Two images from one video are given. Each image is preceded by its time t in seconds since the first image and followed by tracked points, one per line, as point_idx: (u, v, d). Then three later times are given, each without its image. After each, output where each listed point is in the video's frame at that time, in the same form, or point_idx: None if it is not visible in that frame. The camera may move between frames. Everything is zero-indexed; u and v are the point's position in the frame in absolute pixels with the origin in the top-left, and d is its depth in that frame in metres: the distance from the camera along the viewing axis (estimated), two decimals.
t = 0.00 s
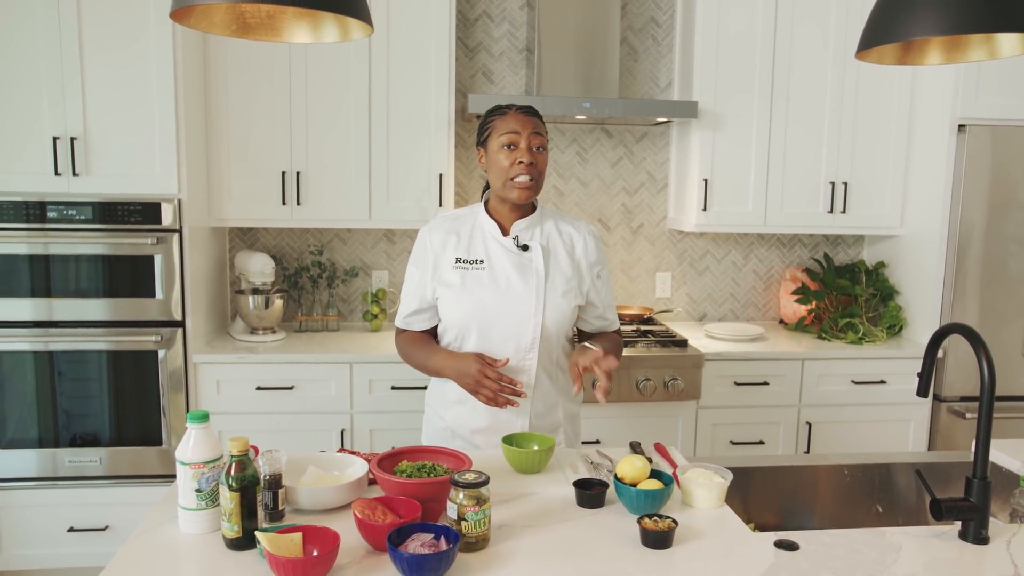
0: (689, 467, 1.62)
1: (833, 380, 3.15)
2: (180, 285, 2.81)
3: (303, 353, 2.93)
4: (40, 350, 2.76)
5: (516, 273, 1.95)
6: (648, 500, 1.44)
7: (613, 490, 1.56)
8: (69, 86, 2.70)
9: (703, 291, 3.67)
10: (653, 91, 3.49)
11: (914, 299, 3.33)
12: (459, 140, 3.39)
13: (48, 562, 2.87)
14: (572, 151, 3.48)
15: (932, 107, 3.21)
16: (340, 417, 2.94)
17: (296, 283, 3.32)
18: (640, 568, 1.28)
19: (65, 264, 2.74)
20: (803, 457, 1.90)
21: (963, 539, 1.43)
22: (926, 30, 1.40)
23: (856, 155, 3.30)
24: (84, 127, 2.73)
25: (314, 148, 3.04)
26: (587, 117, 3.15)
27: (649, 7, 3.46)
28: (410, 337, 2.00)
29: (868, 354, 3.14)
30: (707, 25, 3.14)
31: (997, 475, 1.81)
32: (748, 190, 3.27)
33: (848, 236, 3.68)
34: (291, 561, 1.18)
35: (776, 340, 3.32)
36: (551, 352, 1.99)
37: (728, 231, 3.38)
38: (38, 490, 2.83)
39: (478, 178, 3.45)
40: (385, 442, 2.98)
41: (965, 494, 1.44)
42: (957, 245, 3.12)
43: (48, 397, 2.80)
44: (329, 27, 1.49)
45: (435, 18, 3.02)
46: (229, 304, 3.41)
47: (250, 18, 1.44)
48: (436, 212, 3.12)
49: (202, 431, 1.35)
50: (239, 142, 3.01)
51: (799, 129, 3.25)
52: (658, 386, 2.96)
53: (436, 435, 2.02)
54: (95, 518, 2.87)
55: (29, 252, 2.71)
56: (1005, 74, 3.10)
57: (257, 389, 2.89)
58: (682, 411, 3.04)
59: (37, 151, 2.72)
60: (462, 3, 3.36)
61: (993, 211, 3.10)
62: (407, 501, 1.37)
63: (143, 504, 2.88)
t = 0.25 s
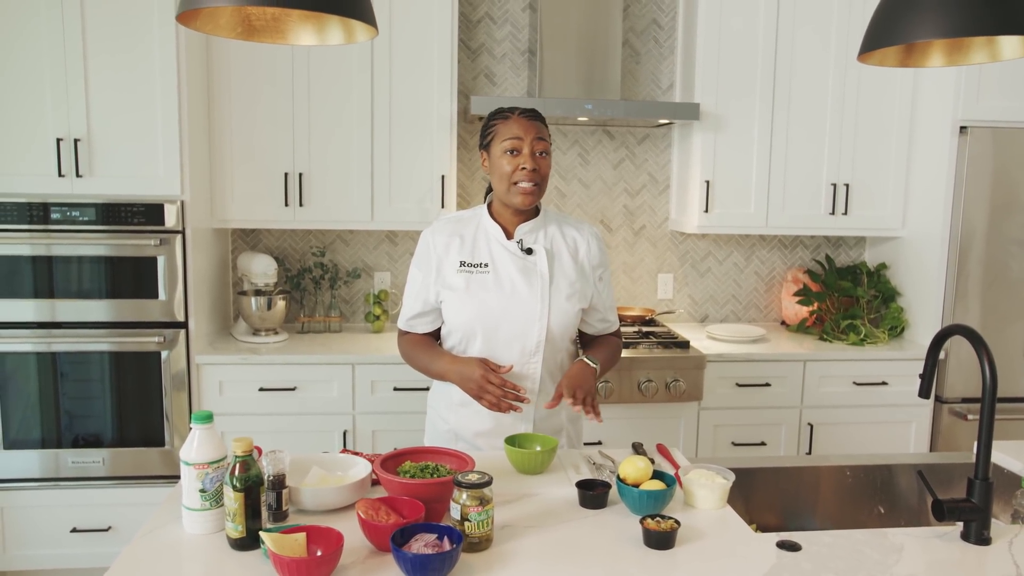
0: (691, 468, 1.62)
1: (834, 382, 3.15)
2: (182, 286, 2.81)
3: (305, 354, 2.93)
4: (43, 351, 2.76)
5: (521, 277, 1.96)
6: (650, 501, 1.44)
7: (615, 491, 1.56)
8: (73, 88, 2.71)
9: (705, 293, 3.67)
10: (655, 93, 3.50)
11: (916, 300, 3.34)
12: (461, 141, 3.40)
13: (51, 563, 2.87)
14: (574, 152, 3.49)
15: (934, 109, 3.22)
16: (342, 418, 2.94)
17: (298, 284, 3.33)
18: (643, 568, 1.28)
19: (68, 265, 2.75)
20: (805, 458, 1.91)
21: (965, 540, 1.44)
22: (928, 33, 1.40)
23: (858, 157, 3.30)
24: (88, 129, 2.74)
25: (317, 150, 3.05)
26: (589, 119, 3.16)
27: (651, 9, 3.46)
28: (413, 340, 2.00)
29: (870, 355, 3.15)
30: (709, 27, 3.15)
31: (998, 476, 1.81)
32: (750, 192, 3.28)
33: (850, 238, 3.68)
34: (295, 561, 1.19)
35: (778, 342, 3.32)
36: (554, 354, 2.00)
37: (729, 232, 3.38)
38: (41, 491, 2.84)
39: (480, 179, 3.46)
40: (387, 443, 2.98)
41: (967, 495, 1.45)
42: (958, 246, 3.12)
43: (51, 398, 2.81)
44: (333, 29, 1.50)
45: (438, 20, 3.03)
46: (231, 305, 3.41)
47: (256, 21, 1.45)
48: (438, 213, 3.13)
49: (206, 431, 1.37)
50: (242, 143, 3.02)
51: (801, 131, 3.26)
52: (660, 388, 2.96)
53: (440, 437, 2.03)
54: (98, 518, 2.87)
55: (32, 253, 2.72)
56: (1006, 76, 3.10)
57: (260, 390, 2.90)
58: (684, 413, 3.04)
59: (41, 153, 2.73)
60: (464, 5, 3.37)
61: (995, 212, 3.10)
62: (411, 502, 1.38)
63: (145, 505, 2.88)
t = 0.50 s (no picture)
0: (692, 467, 1.63)
1: (835, 382, 3.16)
2: (184, 286, 2.82)
3: (307, 353, 2.94)
4: (44, 350, 2.77)
5: (524, 275, 1.96)
6: (652, 500, 1.44)
7: (617, 489, 1.56)
8: (75, 88, 2.72)
9: (706, 292, 3.68)
10: (655, 92, 3.50)
11: (916, 300, 3.34)
12: (462, 141, 3.40)
13: (53, 561, 2.88)
14: (575, 152, 3.49)
15: (934, 109, 3.22)
16: (343, 417, 2.94)
17: (299, 283, 3.33)
18: (645, 566, 1.29)
19: (70, 264, 2.75)
20: (806, 457, 1.91)
21: (966, 539, 1.44)
22: (930, 33, 1.41)
23: (859, 156, 3.31)
24: (90, 128, 2.74)
25: (318, 149, 3.05)
26: (589, 119, 3.16)
27: (652, 9, 3.47)
28: (415, 340, 2.00)
29: (871, 355, 3.15)
30: (710, 27, 3.15)
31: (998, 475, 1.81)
32: (751, 192, 3.28)
33: (850, 238, 3.68)
34: (298, 559, 1.19)
35: (778, 341, 3.33)
36: (558, 351, 2.01)
37: (730, 232, 3.38)
38: (42, 489, 2.84)
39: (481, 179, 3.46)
40: (388, 441, 2.99)
41: (967, 494, 1.45)
42: (959, 246, 3.12)
43: (53, 397, 2.81)
44: (337, 29, 1.50)
45: (439, 19, 3.03)
46: (233, 305, 3.42)
47: (260, 20, 1.45)
48: (439, 213, 3.13)
49: (209, 430, 1.38)
50: (243, 143, 3.02)
51: (801, 131, 3.26)
52: (661, 387, 2.97)
53: (442, 436, 2.03)
54: (100, 517, 2.88)
55: (34, 252, 2.73)
56: (1007, 76, 3.10)
57: (261, 389, 2.90)
58: (684, 412, 3.05)
59: (42, 152, 2.73)
60: (466, 4, 3.37)
61: (995, 212, 3.11)
62: (413, 500, 1.38)
63: (147, 504, 2.89)
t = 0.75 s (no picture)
0: (692, 466, 1.63)
1: (832, 381, 3.17)
2: (183, 286, 2.82)
3: (306, 353, 2.94)
4: (43, 350, 2.77)
5: (524, 273, 1.97)
6: (651, 498, 1.45)
7: (616, 488, 1.57)
8: (74, 88, 2.72)
9: (704, 292, 3.69)
10: (654, 92, 3.51)
11: (913, 299, 3.35)
12: (460, 141, 3.41)
13: (51, 561, 2.88)
14: (573, 152, 3.50)
15: (932, 109, 3.23)
16: (342, 417, 2.95)
17: (298, 283, 3.34)
18: (644, 564, 1.29)
19: (68, 265, 2.75)
20: (804, 456, 1.92)
21: (963, 536, 1.45)
22: (928, 34, 1.42)
23: (856, 156, 3.32)
24: (89, 129, 2.74)
25: (317, 150, 3.06)
26: (587, 119, 3.17)
27: (650, 9, 3.48)
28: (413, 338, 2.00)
29: (868, 354, 3.16)
30: (708, 27, 3.16)
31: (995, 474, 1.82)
32: (749, 192, 3.29)
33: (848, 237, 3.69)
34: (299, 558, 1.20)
35: (776, 341, 3.34)
36: (557, 349, 2.01)
37: (728, 232, 3.39)
38: (41, 490, 2.84)
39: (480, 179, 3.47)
40: (387, 441, 2.99)
41: (965, 491, 1.46)
42: (956, 246, 3.13)
43: (51, 397, 2.81)
44: (339, 29, 1.51)
45: (438, 19, 3.04)
46: (231, 304, 3.42)
47: (262, 21, 1.46)
48: (438, 213, 3.14)
49: (209, 429, 1.38)
50: (242, 143, 3.03)
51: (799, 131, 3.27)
52: (659, 386, 2.97)
53: (442, 434, 2.03)
54: (99, 517, 2.88)
55: (32, 252, 2.73)
56: (1004, 76, 3.12)
57: (260, 389, 2.91)
58: (683, 412, 3.05)
59: (41, 153, 2.73)
60: (464, 5, 3.38)
61: (992, 212, 3.12)
62: (413, 499, 1.38)
63: (146, 503, 2.89)
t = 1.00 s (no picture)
0: (689, 465, 1.64)
1: (828, 381, 3.18)
2: (179, 288, 2.82)
3: (303, 355, 2.94)
4: (39, 353, 2.77)
5: (520, 272, 1.98)
6: (649, 497, 1.46)
7: (614, 487, 1.58)
8: (71, 91, 2.72)
9: (700, 293, 3.70)
10: (649, 94, 3.52)
11: (908, 299, 3.37)
12: (457, 143, 3.41)
13: (48, 564, 2.88)
14: (569, 154, 3.51)
15: (925, 110, 3.25)
16: (340, 418, 2.95)
17: (295, 285, 3.34)
18: (643, 563, 1.30)
19: (65, 267, 2.75)
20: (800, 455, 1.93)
21: (958, 534, 1.46)
22: (921, 35, 1.43)
23: (851, 157, 3.33)
24: (85, 131, 2.74)
25: (313, 152, 3.06)
26: (583, 121, 3.18)
27: (646, 11, 3.49)
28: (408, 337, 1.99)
29: (863, 354, 3.18)
30: (703, 29, 3.17)
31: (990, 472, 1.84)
32: (744, 193, 3.30)
33: (842, 238, 3.71)
34: (300, 558, 1.20)
35: (772, 341, 3.35)
36: (554, 349, 2.01)
37: (724, 233, 3.41)
38: (37, 493, 2.84)
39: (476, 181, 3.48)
40: (385, 442, 3.00)
41: (960, 489, 1.47)
42: (950, 246, 3.15)
43: (48, 400, 2.81)
44: (338, 32, 1.51)
45: (435, 21, 3.04)
46: (228, 307, 3.42)
47: (261, 24, 1.46)
48: (434, 215, 3.14)
49: (209, 430, 1.38)
50: (239, 146, 3.03)
51: (794, 132, 3.29)
52: (656, 387, 2.98)
53: (439, 433, 2.03)
54: (96, 520, 2.88)
55: (29, 255, 2.73)
56: (997, 78, 3.14)
57: (257, 391, 2.91)
58: (679, 412, 3.06)
59: (37, 156, 2.73)
60: (460, 7, 3.39)
61: (985, 212, 3.14)
62: (413, 500, 1.39)
63: (143, 506, 2.89)
